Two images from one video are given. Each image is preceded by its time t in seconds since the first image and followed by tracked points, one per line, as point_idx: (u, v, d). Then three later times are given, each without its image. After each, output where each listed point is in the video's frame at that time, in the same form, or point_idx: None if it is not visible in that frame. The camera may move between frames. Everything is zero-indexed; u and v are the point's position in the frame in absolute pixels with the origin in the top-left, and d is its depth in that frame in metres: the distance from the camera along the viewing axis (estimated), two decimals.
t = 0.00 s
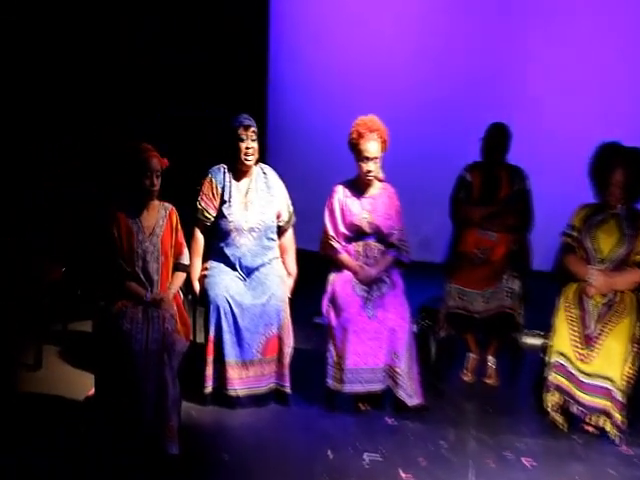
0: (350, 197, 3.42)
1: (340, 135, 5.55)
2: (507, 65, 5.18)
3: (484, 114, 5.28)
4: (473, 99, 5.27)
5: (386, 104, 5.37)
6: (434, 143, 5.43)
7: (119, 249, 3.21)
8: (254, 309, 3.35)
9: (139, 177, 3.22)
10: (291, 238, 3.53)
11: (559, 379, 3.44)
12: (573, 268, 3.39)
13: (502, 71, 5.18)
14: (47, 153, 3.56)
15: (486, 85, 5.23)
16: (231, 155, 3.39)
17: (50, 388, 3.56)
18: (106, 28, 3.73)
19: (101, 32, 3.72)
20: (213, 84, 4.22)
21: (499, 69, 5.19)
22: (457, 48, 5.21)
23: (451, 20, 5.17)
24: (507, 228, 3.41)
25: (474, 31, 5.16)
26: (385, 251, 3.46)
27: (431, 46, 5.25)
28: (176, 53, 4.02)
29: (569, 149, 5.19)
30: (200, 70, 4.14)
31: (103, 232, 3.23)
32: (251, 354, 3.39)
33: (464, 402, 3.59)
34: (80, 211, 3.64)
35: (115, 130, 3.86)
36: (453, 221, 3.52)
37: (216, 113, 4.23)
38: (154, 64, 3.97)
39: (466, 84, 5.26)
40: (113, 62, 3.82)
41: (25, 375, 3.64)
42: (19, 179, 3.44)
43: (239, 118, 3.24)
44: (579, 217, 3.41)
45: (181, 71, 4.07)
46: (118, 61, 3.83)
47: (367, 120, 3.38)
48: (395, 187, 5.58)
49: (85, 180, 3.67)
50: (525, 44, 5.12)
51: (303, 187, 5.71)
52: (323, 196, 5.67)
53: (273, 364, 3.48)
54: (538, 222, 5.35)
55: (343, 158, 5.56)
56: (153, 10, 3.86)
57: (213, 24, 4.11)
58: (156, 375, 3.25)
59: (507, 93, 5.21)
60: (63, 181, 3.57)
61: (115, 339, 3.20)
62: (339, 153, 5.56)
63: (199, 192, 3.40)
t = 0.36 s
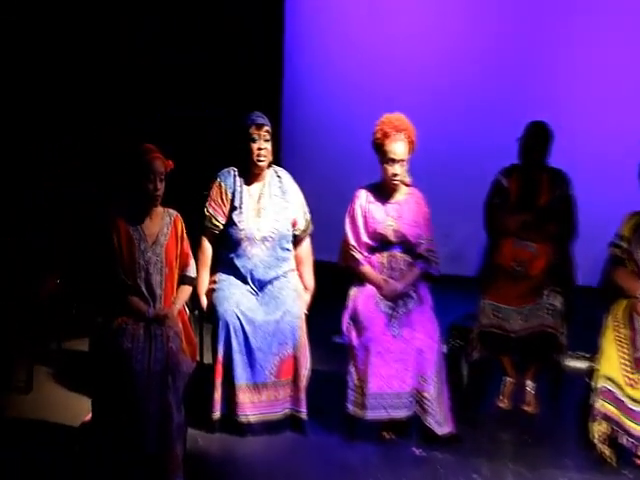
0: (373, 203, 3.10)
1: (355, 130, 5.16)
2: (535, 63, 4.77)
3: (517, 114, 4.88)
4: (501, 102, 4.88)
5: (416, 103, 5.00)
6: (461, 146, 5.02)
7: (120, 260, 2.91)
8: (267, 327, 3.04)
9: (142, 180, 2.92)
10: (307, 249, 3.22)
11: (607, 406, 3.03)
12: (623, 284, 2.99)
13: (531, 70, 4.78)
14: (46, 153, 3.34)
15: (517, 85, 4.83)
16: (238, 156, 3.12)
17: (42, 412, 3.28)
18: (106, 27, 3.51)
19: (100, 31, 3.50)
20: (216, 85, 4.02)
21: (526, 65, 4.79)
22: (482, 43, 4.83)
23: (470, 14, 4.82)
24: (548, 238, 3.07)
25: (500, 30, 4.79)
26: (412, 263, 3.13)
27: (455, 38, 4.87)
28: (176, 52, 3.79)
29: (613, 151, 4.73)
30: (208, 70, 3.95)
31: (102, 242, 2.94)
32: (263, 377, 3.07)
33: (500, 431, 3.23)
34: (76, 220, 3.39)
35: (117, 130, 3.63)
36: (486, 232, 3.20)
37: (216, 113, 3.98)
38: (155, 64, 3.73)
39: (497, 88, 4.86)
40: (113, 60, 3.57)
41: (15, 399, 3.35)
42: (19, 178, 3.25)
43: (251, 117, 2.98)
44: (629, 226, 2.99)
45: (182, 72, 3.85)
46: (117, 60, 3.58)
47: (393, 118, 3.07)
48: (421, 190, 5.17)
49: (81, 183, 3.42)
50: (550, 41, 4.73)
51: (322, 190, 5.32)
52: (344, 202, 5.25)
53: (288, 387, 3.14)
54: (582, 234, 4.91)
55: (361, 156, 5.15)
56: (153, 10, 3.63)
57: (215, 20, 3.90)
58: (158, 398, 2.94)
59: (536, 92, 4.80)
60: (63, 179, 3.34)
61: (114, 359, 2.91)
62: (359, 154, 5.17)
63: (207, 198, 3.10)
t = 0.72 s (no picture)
0: (397, 209, 2.88)
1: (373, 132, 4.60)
2: (560, 63, 4.33)
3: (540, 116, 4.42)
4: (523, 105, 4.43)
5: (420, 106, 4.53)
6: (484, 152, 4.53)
7: (122, 270, 2.71)
8: (281, 344, 2.82)
9: (147, 185, 2.73)
10: (325, 258, 2.99)
11: None
12: None
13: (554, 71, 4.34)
14: (46, 155, 3.19)
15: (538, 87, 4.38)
16: (251, 159, 2.88)
17: (43, 427, 3.09)
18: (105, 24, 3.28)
19: (98, 30, 3.28)
20: (217, 84, 3.64)
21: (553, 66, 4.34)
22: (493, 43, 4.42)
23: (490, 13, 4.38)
24: (589, 249, 2.83)
25: (512, 28, 4.38)
26: (438, 274, 2.89)
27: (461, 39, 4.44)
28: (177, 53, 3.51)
29: None
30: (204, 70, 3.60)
31: (104, 251, 2.75)
32: (277, 397, 2.84)
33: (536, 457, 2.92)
34: (76, 224, 3.22)
35: (115, 139, 3.37)
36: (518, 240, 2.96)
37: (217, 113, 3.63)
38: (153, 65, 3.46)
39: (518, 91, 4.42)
40: (112, 61, 3.36)
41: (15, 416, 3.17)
42: (18, 179, 3.11)
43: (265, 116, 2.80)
44: None
45: (182, 73, 3.54)
46: (116, 61, 3.36)
47: (418, 118, 2.86)
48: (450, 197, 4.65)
49: (82, 189, 3.23)
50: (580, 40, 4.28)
51: (338, 198, 4.74)
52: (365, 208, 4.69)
53: (304, 408, 2.90)
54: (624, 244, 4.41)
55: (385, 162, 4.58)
56: (153, 8, 3.36)
57: (218, 15, 3.54)
58: (164, 419, 2.75)
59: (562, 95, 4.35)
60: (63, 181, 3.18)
61: (117, 378, 2.71)
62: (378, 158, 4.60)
63: (217, 203, 2.89)
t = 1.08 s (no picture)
0: (413, 215, 2.72)
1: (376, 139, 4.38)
2: (568, 65, 4.01)
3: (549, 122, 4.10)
4: (536, 116, 4.13)
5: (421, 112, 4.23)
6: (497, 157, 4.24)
7: (124, 279, 2.57)
8: (291, 357, 2.65)
9: (149, 189, 2.59)
10: (338, 266, 2.84)
11: None
12: None
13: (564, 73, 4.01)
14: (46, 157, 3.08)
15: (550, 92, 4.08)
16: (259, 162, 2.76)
17: (40, 439, 2.94)
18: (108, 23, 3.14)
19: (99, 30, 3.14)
20: (218, 84, 3.43)
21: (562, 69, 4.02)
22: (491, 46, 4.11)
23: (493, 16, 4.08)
24: (617, 256, 2.66)
25: (513, 31, 4.08)
26: (458, 284, 2.73)
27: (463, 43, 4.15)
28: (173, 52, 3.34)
29: None
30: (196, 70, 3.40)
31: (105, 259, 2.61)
32: (287, 413, 2.67)
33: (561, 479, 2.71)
34: (76, 224, 3.11)
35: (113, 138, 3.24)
36: (542, 247, 2.79)
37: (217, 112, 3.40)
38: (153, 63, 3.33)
39: (523, 98, 4.13)
40: (110, 61, 3.25)
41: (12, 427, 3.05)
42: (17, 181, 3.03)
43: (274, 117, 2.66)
44: None
45: (181, 74, 3.37)
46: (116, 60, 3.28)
47: (435, 118, 2.70)
48: (470, 202, 4.32)
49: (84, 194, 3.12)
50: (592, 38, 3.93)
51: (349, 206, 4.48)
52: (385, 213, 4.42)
53: (315, 425, 2.73)
54: None
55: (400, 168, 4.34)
56: (152, 8, 3.25)
57: (219, 15, 3.38)
58: (168, 435, 2.62)
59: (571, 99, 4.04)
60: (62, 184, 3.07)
61: (118, 393, 2.56)
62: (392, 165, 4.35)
63: (224, 208, 2.75)
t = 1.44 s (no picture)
0: (431, 219, 2.53)
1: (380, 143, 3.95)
2: (592, 68, 3.57)
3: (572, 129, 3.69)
4: (557, 117, 3.70)
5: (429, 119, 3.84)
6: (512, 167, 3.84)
7: (119, 287, 2.37)
8: (299, 371, 2.42)
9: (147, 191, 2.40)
10: (349, 275, 2.65)
11: None
12: None
13: (582, 80, 3.60)
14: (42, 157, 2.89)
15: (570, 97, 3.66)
16: (263, 159, 2.57)
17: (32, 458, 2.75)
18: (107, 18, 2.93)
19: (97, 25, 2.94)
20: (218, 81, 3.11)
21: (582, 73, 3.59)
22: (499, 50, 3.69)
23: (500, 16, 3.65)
24: None
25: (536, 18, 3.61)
26: (479, 293, 2.52)
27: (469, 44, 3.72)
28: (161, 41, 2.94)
29: None
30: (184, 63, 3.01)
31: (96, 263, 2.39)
32: (294, 433, 2.43)
33: None
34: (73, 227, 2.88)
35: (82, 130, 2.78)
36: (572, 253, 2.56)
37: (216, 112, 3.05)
38: (129, 44, 2.87)
39: (539, 103, 3.72)
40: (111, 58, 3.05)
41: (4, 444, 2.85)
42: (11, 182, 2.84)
43: (280, 113, 2.49)
44: None
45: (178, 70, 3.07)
46: (73, 34, 2.75)
47: (453, 114, 2.50)
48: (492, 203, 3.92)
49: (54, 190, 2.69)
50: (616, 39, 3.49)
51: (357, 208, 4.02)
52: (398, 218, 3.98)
53: (326, 445, 2.49)
54: None
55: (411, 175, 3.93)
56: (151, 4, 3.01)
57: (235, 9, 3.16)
58: (166, 455, 2.41)
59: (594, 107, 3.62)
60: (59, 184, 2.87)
61: (112, 410, 2.36)
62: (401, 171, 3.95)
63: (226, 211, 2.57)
